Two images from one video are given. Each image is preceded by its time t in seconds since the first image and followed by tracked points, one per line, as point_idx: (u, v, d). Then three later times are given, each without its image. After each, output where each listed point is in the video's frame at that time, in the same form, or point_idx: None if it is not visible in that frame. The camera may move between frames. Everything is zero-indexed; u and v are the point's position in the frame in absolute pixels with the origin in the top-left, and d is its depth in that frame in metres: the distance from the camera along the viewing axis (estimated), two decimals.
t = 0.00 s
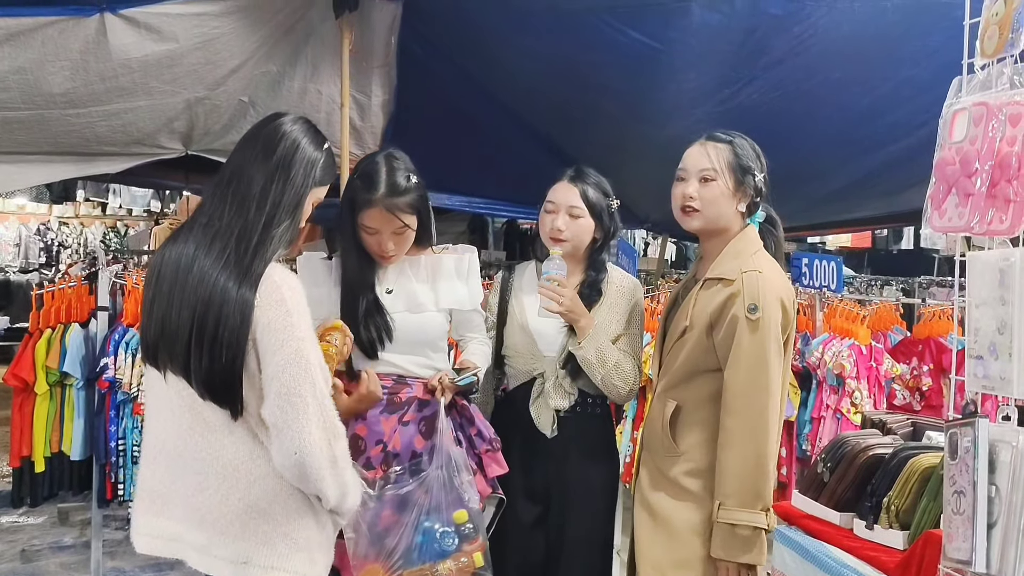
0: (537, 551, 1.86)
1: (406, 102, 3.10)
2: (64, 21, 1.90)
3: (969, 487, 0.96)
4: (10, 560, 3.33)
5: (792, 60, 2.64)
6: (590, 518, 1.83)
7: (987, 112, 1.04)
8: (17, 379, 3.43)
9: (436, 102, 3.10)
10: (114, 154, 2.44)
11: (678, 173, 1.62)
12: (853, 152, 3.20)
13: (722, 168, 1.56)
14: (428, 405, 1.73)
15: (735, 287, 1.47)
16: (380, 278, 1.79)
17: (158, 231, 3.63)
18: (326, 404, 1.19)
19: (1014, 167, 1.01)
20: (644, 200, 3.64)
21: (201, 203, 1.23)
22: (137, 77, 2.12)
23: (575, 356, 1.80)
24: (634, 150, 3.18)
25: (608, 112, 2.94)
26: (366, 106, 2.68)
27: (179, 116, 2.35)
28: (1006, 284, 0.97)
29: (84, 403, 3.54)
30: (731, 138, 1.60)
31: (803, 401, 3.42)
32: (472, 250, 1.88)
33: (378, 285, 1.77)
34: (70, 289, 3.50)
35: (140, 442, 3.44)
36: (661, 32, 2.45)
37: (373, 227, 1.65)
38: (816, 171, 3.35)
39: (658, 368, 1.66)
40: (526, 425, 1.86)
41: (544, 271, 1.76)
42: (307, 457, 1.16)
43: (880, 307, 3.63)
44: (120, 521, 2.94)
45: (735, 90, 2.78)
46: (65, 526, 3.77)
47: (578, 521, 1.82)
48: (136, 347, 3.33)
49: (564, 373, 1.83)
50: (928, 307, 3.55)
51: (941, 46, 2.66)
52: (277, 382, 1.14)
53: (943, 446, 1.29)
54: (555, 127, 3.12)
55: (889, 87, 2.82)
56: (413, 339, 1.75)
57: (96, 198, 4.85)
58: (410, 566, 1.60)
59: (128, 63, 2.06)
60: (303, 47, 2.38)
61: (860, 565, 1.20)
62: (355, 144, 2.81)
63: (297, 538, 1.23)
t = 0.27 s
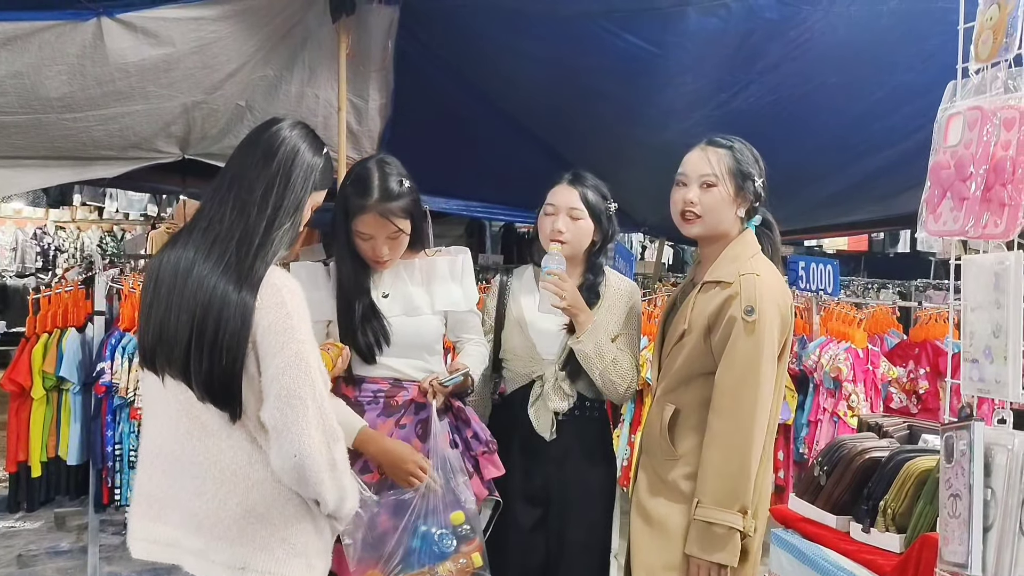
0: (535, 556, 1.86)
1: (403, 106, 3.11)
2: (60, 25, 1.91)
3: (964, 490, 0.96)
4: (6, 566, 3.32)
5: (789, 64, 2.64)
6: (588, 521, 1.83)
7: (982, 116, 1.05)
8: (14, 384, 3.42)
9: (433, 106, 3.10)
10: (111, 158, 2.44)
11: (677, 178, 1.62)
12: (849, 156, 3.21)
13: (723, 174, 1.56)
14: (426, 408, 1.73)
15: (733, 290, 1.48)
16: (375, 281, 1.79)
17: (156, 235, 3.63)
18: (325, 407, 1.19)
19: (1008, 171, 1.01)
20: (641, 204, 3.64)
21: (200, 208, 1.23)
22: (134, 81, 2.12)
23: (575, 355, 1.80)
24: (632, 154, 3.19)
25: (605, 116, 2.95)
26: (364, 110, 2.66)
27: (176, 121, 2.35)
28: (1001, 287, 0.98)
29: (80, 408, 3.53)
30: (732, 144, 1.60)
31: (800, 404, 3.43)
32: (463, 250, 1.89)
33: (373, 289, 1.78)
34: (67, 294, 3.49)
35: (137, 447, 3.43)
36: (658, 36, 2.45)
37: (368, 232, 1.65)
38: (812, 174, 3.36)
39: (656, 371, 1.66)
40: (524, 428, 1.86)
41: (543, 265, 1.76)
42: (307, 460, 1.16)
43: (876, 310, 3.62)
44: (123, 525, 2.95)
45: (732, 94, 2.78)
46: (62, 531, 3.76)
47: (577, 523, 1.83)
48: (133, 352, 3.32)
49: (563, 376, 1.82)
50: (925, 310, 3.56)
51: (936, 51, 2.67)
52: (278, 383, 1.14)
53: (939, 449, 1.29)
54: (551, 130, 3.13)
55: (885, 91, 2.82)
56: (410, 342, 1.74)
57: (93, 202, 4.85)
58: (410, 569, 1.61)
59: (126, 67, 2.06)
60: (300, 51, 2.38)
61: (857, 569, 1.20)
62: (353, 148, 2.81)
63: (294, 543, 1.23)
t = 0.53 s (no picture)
0: (531, 560, 1.86)
1: (399, 111, 3.11)
2: (55, 32, 1.90)
3: (958, 494, 0.96)
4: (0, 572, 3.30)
5: (783, 70, 2.65)
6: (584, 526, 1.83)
7: (973, 122, 1.05)
8: (9, 389, 3.41)
9: (429, 111, 3.11)
10: (107, 163, 2.44)
11: (677, 182, 1.62)
12: (844, 160, 3.22)
13: (723, 179, 1.57)
14: (422, 413, 1.73)
15: (735, 295, 1.48)
16: (372, 287, 1.78)
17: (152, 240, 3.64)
18: (323, 412, 1.20)
19: (1000, 177, 1.02)
20: (637, 208, 3.65)
21: (200, 213, 1.23)
22: (129, 87, 2.12)
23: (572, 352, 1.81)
24: (627, 158, 3.20)
25: (601, 121, 2.96)
26: (360, 116, 2.67)
27: (172, 126, 2.35)
28: (993, 292, 0.98)
29: (75, 413, 3.52)
30: (730, 149, 1.61)
31: (796, 408, 3.44)
32: (457, 256, 1.89)
33: (371, 294, 1.77)
34: (63, 298, 3.47)
35: (132, 453, 3.41)
36: (653, 42, 2.46)
37: (366, 237, 1.66)
38: (807, 179, 3.37)
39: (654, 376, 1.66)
40: (519, 432, 1.86)
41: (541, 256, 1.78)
42: (305, 464, 1.16)
43: (871, 314, 3.62)
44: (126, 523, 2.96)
45: (727, 99, 2.79)
46: (57, 537, 3.74)
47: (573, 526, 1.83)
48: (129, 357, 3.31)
49: (561, 379, 1.84)
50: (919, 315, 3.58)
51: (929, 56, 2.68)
52: (276, 387, 1.14)
53: (933, 454, 1.30)
54: (546, 135, 3.14)
55: (879, 97, 2.83)
56: (408, 347, 1.74)
57: (88, 207, 4.84)
58: None
59: (121, 72, 2.06)
60: (296, 57, 2.38)
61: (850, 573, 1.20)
62: (349, 153, 2.81)
63: (290, 549, 1.23)
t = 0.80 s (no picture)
0: (526, 562, 1.86)
1: (394, 112, 3.11)
2: (49, 33, 1.90)
3: (951, 496, 0.96)
4: None
5: (778, 72, 2.66)
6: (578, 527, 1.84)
7: (967, 125, 1.06)
8: (2, 391, 3.39)
9: (424, 112, 3.11)
10: (102, 164, 2.43)
11: (673, 183, 1.62)
12: (839, 162, 3.23)
13: (720, 181, 1.58)
14: (414, 415, 1.73)
15: (733, 297, 1.48)
16: (369, 289, 1.76)
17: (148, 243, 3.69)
18: (316, 413, 1.20)
19: (993, 180, 1.02)
20: (633, 210, 3.66)
21: (197, 215, 1.23)
22: (124, 88, 2.11)
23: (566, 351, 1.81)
24: (623, 160, 3.20)
25: (596, 123, 2.96)
26: (355, 117, 2.68)
27: (166, 127, 2.34)
28: (986, 295, 0.98)
29: (69, 415, 3.50)
30: (726, 151, 1.62)
31: (790, 410, 3.44)
32: (451, 256, 1.88)
33: (368, 296, 1.75)
34: (56, 300, 3.46)
35: (125, 454, 3.40)
36: (649, 44, 2.47)
37: (364, 237, 1.66)
38: (802, 181, 3.39)
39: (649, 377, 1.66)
40: (514, 434, 1.86)
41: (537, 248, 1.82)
42: (298, 466, 1.16)
43: (866, 317, 3.71)
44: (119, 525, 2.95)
45: (722, 101, 2.80)
46: (50, 540, 3.73)
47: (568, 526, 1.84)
48: (123, 359, 3.30)
49: (555, 379, 1.84)
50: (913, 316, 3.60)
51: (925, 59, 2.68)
52: (269, 388, 1.14)
53: (927, 456, 1.30)
54: (541, 137, 3.15)
55: (874, 99, 2.84)
56: (404, 350, 1.74)
57: (82, 208, 4.83)
58: None
59: (115, 73, 2.06)
60: (291, 58, 2.37)
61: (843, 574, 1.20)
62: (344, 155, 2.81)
63: (284, 550, 1.22)
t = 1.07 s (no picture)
0: (524, 561, 1.86)
1: (394, 111, 3.10)
2: (50, 31, 1.93)
3: (950, 497, 0.96)
4: None
5: (778, 72, 2.66)
6: (576, 527, 1.84)
7: (966, 126, 1.06)
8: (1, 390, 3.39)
9: (424, 111, 3.10)
10: (101, 163, 2.43)
11: (673, 182, 1.62)
12: (838, 162, 3.23)
13: (721, 181, 1.58)
14: (412, 415, 1.73)
15: (727, 298, 1.48)
16: (369, 289, 1.76)
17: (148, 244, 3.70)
18: (318, 411, 1.19)
19: (992, 180, 1.02)
20: (632, 209, 3.66)
21: (201, 214, 1.23)
22: (124, 86, 2.11)
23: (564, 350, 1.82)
24: (623, 159, 3.20)
25: (596, 122, 2.96)
26: (354, 115, 2.65)
27: (166, 126, 2.34)
28: (985, 295, 0.98)
29: (68, 414, 3.50)
30: (726, 151, 1.62)
31: (789, 410, 3.45)
32: (453, 256, 1.88)
33: (369, 296, 1.75)
34: (55, 299, 3.45)
35: (124, 453, 3.41)
36: (649, 44, 2.47)
37: (364, 235, 1.65)
38: (802, 181, 3.39)
39: (647, 378, 1.66)
40: (512, 434, 1.86)
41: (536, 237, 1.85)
42: (300, 464, 1.16)
43: (866, 318, 3.74)
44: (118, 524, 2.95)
45: (722, 101, 2.80)
46: (48, 538, 3.73)
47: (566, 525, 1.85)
48: (121, 358, 3.29)
49: (553, 377, 1.85)
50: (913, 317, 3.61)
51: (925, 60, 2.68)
52: (271, 386, 1.14)
53: (926, 456, 1.30)
54: (541, 137, 3.15)
55: (873, 100, 2.84)
56: (403, 349, 1.74)
57: (81, 207, 4.83)
58: None
59: (115, 72, 2.05)
60: (291, 57, 2.37)
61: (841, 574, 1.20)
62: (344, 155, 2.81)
63: (285, 548, 1.22)
